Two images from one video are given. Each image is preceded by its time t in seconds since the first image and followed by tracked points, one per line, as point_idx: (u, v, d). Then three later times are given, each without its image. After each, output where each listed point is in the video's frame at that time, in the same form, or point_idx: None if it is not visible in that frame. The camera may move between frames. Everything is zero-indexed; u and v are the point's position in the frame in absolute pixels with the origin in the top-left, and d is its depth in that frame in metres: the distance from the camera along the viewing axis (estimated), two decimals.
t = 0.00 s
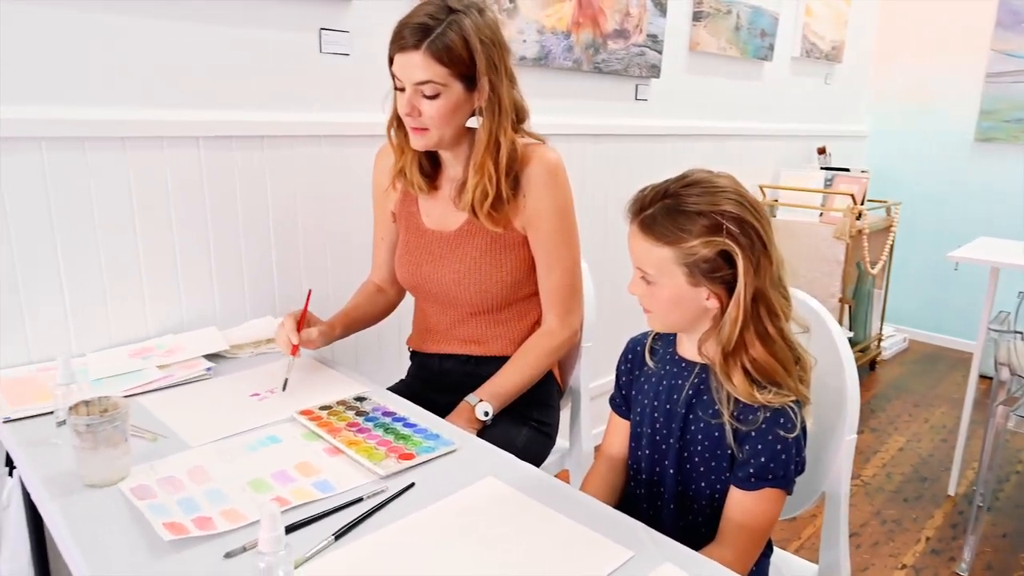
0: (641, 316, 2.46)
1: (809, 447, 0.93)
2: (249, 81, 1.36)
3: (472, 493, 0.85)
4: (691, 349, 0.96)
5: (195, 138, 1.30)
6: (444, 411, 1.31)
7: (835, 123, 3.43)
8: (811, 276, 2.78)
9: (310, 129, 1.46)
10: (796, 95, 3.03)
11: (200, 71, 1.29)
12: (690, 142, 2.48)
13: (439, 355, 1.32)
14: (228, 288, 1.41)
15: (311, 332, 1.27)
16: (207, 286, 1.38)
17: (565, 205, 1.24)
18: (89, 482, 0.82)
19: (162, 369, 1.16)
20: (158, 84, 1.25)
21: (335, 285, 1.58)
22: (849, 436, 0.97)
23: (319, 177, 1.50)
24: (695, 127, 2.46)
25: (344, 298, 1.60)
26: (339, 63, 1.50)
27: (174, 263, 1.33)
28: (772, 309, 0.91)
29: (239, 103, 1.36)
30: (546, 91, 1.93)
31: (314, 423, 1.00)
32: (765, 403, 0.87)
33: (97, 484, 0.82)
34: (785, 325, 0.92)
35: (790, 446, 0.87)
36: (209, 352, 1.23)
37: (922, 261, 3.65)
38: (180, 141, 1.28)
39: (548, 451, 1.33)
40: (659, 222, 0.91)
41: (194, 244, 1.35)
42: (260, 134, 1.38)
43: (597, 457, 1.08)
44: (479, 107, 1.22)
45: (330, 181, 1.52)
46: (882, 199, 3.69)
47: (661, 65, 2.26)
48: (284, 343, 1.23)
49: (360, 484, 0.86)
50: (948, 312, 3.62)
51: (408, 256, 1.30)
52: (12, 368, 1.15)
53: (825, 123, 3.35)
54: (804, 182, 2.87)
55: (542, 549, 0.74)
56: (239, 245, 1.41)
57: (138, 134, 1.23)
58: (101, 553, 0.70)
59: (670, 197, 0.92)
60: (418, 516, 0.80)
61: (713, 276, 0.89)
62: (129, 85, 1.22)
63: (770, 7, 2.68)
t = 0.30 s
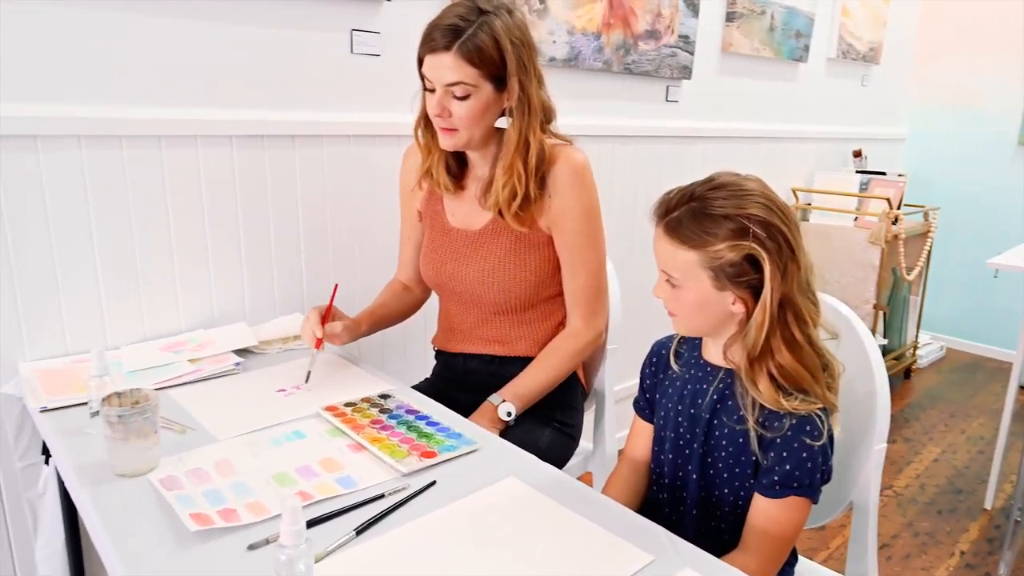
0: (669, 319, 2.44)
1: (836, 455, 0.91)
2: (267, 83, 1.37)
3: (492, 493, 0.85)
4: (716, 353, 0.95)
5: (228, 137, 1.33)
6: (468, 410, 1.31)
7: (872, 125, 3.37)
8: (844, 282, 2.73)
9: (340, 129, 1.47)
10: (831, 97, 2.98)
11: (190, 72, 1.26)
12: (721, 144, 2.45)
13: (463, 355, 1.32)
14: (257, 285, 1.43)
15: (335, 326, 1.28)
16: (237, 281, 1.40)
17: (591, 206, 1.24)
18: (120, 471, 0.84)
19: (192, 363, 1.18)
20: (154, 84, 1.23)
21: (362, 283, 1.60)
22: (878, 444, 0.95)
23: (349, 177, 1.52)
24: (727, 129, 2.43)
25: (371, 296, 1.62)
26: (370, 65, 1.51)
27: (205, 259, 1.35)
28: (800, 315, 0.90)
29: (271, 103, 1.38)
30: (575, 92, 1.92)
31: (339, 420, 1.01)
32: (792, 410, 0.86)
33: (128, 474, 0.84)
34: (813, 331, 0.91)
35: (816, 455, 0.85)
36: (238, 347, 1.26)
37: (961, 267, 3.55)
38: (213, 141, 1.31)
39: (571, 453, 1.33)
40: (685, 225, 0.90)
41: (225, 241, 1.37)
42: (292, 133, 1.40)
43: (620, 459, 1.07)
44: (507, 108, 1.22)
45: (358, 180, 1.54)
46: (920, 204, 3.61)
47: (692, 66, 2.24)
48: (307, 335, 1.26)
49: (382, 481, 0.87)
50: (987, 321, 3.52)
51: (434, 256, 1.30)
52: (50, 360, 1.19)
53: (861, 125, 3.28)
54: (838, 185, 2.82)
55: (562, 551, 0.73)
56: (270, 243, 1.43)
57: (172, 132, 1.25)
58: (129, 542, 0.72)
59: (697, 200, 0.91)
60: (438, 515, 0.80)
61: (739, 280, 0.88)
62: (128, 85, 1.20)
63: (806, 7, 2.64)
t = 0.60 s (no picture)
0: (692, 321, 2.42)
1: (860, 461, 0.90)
2: (293, 87, 1.39)
3: (512, 493, 0.85)
4: (738, 356, 0.94)
5: (254, 139, 1.35)
6: (489, 411, 1.31)
7: (903, 125, 3.30)
8: (873, 284, 2.68)
9: (364, 131, 1.49)
10: (861, 96, 2.93)
11: (181, 70, 1.25)
12: (747, 145, 2.42)
13: (484, 356, 1.32)
14: (282, 286, 1.45)
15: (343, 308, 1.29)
16: (263, 281, 1.43)
17: (612, 207, 1.24)
18: (147, 468, 0.86)
19: (219, 362, 1.20)
20: (143, 82, 1.21)
21: (385, 284, 1.61)
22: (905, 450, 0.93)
23: (374, 179, 1.53)
24: (752, 129, 2.41)
25: (393, 296, 1.63)
26: (394, 68, 1.53)
27: (232, 260, 1.38)
28: (824, 318, 0.89)
29: (290, 104, 1.39)
30: (598, 93, 1.92)
31: (361, 419, 1.02)
32: (815, 415, 0.85)
33: (155, 471, 0.86)
34: (837, 335, 0.90)
35: (839, 460, 0.84)
36: (263, 347, 1.28)
37: (995, 270, 3.47)
38: (240, 143, 1.33)
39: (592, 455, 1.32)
40: (706, 228, 0.90)
41: (251, 242, 1.39)
42: (317, 135, 1.42)
43: (640, 462, 1.07)
44: (532, 109, 1.22)
45: (382, 182, 1.55)
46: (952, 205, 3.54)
47: (718, 66, 2.22)
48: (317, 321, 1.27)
49: (402, 481, 0.87)
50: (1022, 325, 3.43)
51: (455, 257, 1.31)
52: (81, 358, 1.22)
53: (892, 125, 3.22)
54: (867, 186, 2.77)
55: (580, 553, 0.73)
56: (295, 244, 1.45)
57: (201, 135, 1.28)
58: (155, 537, 0.74)
59: (718, 202, 0.91)
60: (457, 515, 0.80)
61: (762, 283, 0.87)
62: (125, 83, 1.19)
63: (835, 6, 2.60)
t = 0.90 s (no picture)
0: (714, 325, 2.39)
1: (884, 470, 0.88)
2: (316, 88, 1.40)
3: (528, 497, 0.85)
4: (759, 362, 0.93)
5: (277, 141, 1.36)
6: (508, 413, 1.31)
7: (934, 127, 3.24)
8: (902, 289, 2.63)
9: (387, 132, 1.49)
10: (890, 98, 2.87)
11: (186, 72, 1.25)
12: (772, 147, 2.39)
13: (504, 358, 1.32)
14: (304, 285, 1.47)
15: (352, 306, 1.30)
16: (285, 281, 1.44)
17: (633, 209, 1.23)
18: (169, 464, 0.87)
19: (241, 360, 1.22)
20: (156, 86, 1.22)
21: (405, 285, 1.62)
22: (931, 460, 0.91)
23: (396, 180, 1.54)
24: (778, 131, 2.37)
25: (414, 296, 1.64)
26: (417, 69, 1.53)
27: (255, 259, 1.39)
28: (847, 325, 0.87)
29: (280, 104, 1.36)
30: (621, 95, 1.91)
31: (379, 420, 1.03)
32: (837, 422, 0.83)
33: (176, 467, 0.87)
34: (860, 341, 0.88)
35: (862, 470, 0.82)
36: (285, 346, 1.29)
37: None
38: (264, 144, 1.35)
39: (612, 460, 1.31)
40: (726, 232, 0.89)
41: (274, 242, 1.41)
42: (340, 136, 1.43)
43: (659, 467, 1.06)
44: (555, 111, 1.22)
45: (404, 183, 1.56)
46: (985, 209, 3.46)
47: (743, 68, 2.19)
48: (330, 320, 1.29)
49: (419, 482, 0.88)
50: None
51: (474, 259, 1.31)
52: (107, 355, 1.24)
53: (923, 127, 3.16)
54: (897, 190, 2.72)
55: (596, 559, 0.73)
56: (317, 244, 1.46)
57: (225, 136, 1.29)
58: (175, 533, 0.74)
59: (739, 206, 0.90)
60: (473, 518, 0.80)
61: (783, 288, 0.86)
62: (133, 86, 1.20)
63: (865, 6, 2.55)
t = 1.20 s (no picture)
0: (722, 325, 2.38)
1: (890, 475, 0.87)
2: (324, 87, 1.40)
3: (531, 498, 0.85)
4: (765, 365, 0.92)
5: (286, 140, 1.37)
6: (513, 413, 1.31)
7: (947, 127, 3.21)
8: (913, 291, 2.61)
9: (395, 132, 1.50)
10: (903, 98, 2.85)
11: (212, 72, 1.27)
12: (783, 148, 2.38)
13: (509, 358, 1.32)
14: (312, 285, 1.47)
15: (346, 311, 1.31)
16: (293, 280, 1.44)
17: (638, 211, 1.23)
18: (175, 463, 0.87)
19: (247, 359, 1.22)
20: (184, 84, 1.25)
21: (412, 285, 1.62)
22: (938, 464, 0.90)
23: (404, 179, 1.54)
24: (789, 132, 2.36)
25: (421, 296, 1.64)
26: (426, 69, 1.53)
27: (264, 258, 1.40)
28: (854, 328, 0.87)
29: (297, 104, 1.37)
30: (630, 95, 1.90)
31: (385, 420, 1.03)
32: (843, 426, 0.83)
33: (182, 465, 0.87)
34: (867, 345, 0.87)
35: (868, 474, 0.82)
36: (291, 345, 1.30)
37: None
38: (272, 144, 1.35)
39: (616, 461, 1.31)
40: (734, 234, 0.89)
41: (282, 241, 1.41)
42: (348, 136, 1.43)
43: (664, 469, 1.06)
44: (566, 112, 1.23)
45: (412, 183, 1.56)
46: (998, 210, 3.42)
47: (754, 68, 2.18)
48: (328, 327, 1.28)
49: (423, 482, 0.88)
50: None
51: (481, 260, 1.31)
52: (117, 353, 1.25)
53: (936, 128, 3.13)
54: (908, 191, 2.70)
55: (599, 561, 0.73)
56: (325, 244, 1.47)
57: (235, 135, 1.30)
58: (179, 531, 0.75)
59: (746, 209, 0.89)
60: (476, 518, 0.80)
61: (790, 291, 0.85)
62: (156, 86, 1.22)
63: (878, 5, 2.53)
